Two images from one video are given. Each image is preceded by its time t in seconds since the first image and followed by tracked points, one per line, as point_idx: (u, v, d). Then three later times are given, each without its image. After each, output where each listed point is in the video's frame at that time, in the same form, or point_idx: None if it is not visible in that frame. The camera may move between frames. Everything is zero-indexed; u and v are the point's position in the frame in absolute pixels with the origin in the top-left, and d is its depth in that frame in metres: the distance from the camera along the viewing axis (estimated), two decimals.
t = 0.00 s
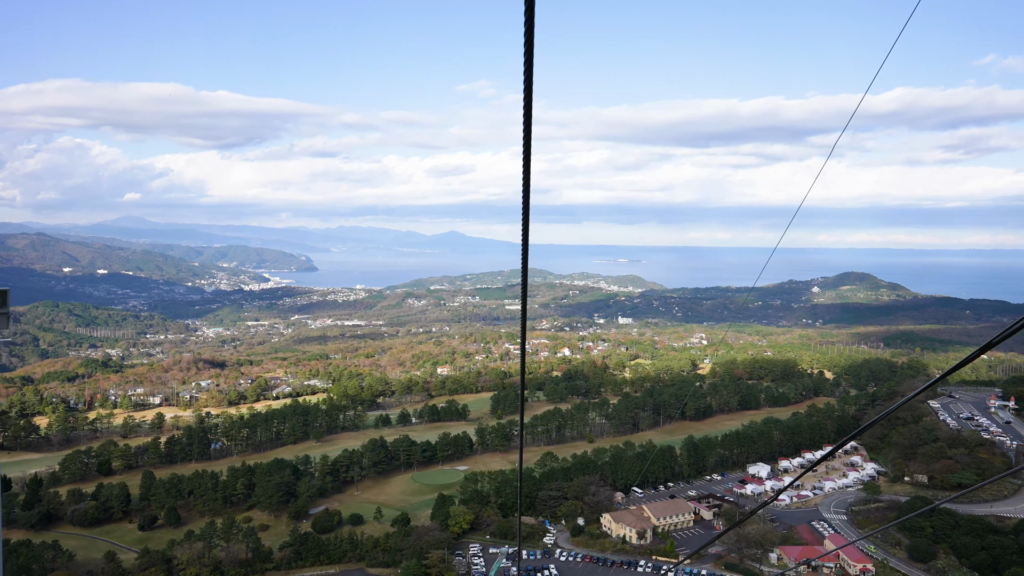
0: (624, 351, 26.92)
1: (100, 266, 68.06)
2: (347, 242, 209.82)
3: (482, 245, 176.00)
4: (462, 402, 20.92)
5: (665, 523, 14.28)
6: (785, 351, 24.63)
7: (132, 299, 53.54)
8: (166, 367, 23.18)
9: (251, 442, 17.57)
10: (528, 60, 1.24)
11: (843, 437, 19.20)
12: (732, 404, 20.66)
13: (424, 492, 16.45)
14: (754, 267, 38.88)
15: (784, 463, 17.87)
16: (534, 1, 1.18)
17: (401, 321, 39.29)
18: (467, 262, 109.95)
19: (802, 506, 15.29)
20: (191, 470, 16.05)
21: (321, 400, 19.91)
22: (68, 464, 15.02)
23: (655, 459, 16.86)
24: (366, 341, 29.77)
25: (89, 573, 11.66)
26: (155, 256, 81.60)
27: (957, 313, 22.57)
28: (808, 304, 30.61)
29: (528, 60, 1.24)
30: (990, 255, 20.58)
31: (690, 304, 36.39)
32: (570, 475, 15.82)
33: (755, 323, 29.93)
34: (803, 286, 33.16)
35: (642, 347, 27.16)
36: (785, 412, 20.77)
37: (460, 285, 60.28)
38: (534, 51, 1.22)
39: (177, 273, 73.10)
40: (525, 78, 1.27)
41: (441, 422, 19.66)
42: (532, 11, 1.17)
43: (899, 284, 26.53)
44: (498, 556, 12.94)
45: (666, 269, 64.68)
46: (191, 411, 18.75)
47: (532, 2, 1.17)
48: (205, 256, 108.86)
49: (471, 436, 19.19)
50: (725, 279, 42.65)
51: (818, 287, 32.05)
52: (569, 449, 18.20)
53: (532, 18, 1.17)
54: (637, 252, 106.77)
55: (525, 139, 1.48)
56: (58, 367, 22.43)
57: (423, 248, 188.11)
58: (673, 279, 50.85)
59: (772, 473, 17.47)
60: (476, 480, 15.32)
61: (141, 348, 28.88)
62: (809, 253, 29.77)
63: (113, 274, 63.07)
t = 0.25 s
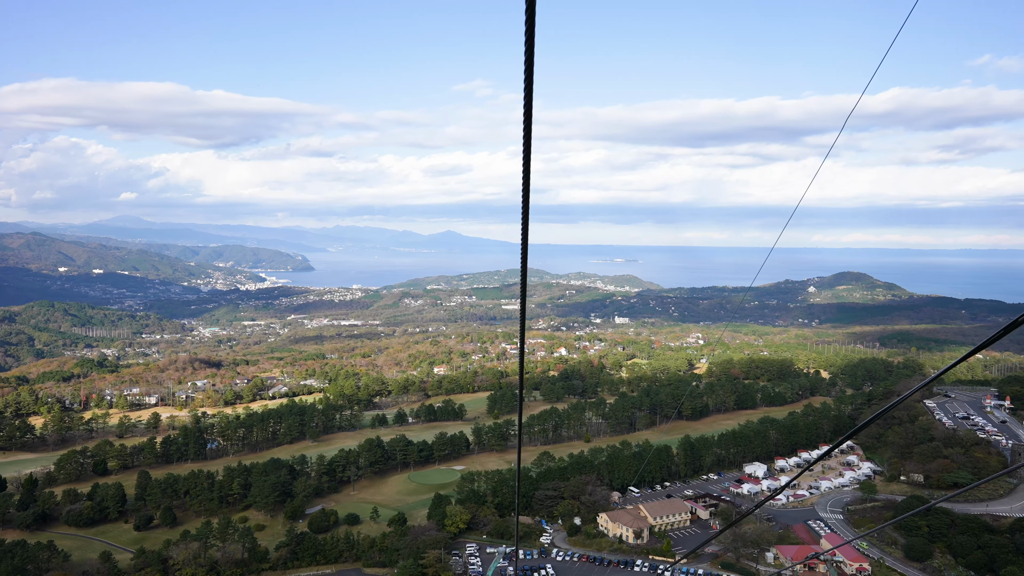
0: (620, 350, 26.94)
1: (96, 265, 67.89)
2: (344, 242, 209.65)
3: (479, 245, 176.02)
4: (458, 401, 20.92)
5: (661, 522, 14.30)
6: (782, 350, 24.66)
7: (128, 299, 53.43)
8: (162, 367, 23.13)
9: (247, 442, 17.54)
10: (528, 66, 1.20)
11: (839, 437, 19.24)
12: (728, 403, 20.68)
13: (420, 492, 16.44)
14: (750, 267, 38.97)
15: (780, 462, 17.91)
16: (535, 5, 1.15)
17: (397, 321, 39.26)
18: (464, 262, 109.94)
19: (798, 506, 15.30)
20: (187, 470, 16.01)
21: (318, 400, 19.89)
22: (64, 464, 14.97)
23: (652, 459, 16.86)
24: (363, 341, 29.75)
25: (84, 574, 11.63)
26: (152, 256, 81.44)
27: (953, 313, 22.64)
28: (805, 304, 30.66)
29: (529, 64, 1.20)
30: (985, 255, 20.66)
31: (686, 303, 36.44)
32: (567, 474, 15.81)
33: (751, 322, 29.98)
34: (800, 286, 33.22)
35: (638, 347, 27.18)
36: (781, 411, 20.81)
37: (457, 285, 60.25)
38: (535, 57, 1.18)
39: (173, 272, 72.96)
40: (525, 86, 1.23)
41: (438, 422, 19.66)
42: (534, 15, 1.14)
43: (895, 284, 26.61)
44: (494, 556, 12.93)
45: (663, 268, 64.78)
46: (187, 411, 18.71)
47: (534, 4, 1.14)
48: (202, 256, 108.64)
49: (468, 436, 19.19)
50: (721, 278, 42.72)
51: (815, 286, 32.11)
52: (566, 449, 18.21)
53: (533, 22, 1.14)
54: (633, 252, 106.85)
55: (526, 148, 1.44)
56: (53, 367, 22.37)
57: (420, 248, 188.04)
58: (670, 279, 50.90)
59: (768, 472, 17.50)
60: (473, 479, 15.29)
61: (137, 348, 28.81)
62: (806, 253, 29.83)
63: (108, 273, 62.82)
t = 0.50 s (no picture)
0: (618, 350, 26.95)
1: (92, 265, 67.75)
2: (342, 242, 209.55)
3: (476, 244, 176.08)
4: (455, 401, 20.91)
5: (658, 522, 14.30)
6: (779, 350, 24.68)
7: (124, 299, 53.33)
8: (158, 367, 23.09)
9: (244, 442, 17.52)
10: (529, 70, 1.11)
11: (836, 436, 19.26)
12: (725, 403, 20.69)
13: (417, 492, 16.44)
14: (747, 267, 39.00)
15: (777, 461, 17.93)
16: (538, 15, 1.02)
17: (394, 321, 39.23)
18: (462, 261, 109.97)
19: (795, 505, 15.31)
20: (183, 470, 15.98)
21: (315, 399, 19.87)
22: (59, 464, 14.93)
23: (649, 458, 16.86)
24: (360, 340, 29.74)
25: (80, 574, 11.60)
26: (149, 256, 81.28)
27: (950, 313, 22.67)
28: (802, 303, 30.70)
29: (530, 71, 1.11)
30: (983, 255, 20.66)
31: (684, 303, 36.47)
32: (564, 474, 15.80)
33: (748, 322, 30.01)
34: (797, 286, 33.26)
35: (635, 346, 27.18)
36: (778, 411, 20.83)
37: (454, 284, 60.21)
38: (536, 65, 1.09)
39: (170, 272, 72.85)
40: (526, 88, 1.15)
41: (435, 421, 19.66)
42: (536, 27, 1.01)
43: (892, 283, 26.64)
44: (492, 556, 12.93)
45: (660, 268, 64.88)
46: (183, 411, 18.68)
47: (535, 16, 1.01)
48: (199, 255, 108.46)
49: (465, 435, 19.18)
50: (718, 278, 42.77)
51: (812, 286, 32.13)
52: (563, 449, 18.22)
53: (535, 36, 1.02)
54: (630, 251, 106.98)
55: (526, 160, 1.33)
56: (50, 367, 22.31)
57: (418, 247, 188.04)
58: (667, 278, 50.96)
59: (765, 472, 17.52)
60: (470, 479, 15.27)
61: (133, 348, 28.75)
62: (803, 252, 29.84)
63: (104, 273, 62.60)
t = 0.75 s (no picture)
0: (616, 350, 26.96)
1: (89, 265, 67.62)
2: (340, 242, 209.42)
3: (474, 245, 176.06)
4: (453, 401, 20.91)
5: (657, 522, 14.29)
6: (777, 350, 24.70)
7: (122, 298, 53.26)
8: (156, 367, 23.05)
9: (242, 442, 17.50)
10: (533, 52, 1.07)
11: (834, 436, 19.29)
12: (723, 403, 20.69)
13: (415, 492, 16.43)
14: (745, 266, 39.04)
15: (775, 461, 17.95)
16: None
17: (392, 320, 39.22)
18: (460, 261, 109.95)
19: (793, 505, 15.32)
20: (181, 470, 15.96)
21: (312, 399, 19.85)
22: (56, 464, 14.89)
23: (648, 458, 16.85)
24: (358, 340, 29.74)
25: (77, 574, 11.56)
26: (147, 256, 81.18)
27: (947, 312, 22.71)
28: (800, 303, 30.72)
29: (533, 52, 1.07)
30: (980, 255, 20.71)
31: (682, 303, 36.49)
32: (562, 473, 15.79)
33: (746, 322, 30.04)
34: (795, 285, 33.29)
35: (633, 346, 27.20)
36: (776, 410, 20.85)
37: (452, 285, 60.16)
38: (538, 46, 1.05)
39: (167, 272, 72.75)
40: (529, 69, 1.12)
41: (433, 421, 19.66)
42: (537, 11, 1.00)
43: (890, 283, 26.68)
44: (490, 555, 12.92)
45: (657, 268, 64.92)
46: (181, 411, 18.65)
47: None
48: (196, 255, 108.33)
49: (463, 435, 19.17)
50: (716, 278, 42.80)
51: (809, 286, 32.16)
52: (561, 448, 18.23)
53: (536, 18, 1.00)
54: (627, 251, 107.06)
55: (526, 144, 1.31)
56: (47, 367, 22.28)
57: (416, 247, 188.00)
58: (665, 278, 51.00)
59: (763, 472, 17.53)
60: (469, 479, 15.24)
61: (131, 348, 28.71)
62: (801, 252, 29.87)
63: (101, 273, 62.41)
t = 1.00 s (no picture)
0: (615, 350, 26.97)
1: (88, 265, 67.54)
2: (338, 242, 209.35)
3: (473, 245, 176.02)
4: (452, 401, 20.90)
5: (656, 521, 14.28)
6: (776, 349, 24.71)
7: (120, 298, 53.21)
8: (155, 367, 23.04)
9: (241, 442, 17.49)
10: (533, 50, 1.06)
11: (833, 436, 19.29)
12: (722, 402, 20.70)
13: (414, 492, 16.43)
14: (744, 266, 39.05)
15: (774, 461, 17.95)
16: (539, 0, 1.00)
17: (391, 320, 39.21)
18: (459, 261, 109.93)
19: (792, 504, 15.32)
20: (180, 470, 15.95)
21: (311, 399, 19.84)
22: (55, 464, 14.87)
23: (647, 458, 16.84)
24: (357, 340, 29.71)
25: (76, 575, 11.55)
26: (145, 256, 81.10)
27: (946, 312, 22.74)
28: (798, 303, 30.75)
29: (533, 49, 1.06)
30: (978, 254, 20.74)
31: (681, 303, 36.51)
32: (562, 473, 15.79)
33: (745, 322, 30.05)
34: (794, 285, 33.31)
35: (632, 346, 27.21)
36: (775, 410, 20.86)
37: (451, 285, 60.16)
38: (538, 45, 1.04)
39: (166, 272, 72.68)
40: (529, 67, 1.10)
41: (432, 421, 19.65)
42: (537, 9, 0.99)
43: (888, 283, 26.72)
44: (489, 555, 12.92)
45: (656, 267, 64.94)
46: (180, 411, 18.65)
47: None
48: (195, 255, 108.24)
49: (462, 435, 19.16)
50: (715, 278, 42.81)
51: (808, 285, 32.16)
52: (560, 448, 18.23)
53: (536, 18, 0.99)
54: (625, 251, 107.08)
55: (526, 142, 1.31)
56: (45, 367, 22.25)
57: (415, 247, 187.99)
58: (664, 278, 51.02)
59: (762, 471, 17.53)
60: (468, 478, 15.24)
61: (129, 348, 28.70)
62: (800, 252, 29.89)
63: (100, 273, 62.35)
